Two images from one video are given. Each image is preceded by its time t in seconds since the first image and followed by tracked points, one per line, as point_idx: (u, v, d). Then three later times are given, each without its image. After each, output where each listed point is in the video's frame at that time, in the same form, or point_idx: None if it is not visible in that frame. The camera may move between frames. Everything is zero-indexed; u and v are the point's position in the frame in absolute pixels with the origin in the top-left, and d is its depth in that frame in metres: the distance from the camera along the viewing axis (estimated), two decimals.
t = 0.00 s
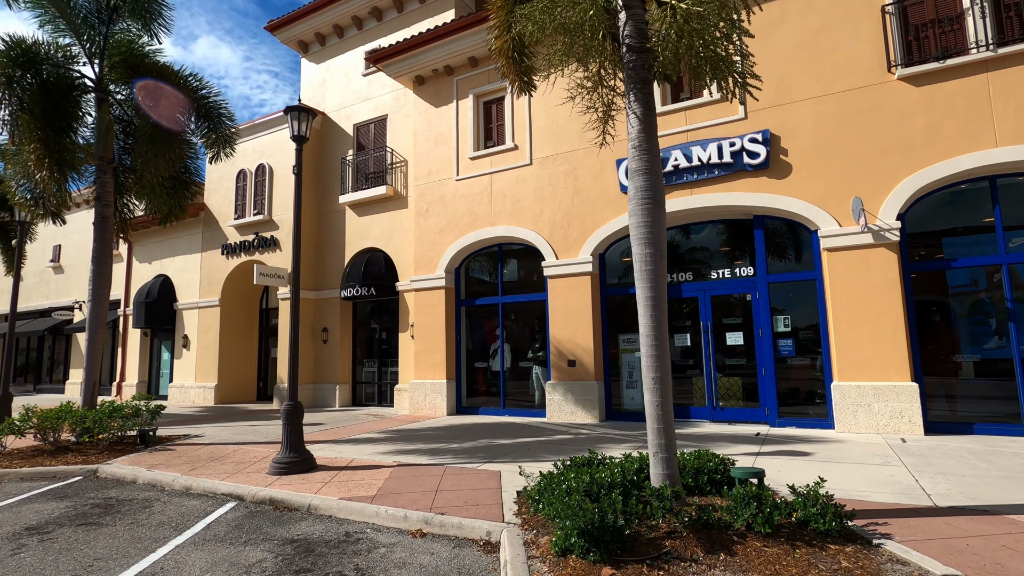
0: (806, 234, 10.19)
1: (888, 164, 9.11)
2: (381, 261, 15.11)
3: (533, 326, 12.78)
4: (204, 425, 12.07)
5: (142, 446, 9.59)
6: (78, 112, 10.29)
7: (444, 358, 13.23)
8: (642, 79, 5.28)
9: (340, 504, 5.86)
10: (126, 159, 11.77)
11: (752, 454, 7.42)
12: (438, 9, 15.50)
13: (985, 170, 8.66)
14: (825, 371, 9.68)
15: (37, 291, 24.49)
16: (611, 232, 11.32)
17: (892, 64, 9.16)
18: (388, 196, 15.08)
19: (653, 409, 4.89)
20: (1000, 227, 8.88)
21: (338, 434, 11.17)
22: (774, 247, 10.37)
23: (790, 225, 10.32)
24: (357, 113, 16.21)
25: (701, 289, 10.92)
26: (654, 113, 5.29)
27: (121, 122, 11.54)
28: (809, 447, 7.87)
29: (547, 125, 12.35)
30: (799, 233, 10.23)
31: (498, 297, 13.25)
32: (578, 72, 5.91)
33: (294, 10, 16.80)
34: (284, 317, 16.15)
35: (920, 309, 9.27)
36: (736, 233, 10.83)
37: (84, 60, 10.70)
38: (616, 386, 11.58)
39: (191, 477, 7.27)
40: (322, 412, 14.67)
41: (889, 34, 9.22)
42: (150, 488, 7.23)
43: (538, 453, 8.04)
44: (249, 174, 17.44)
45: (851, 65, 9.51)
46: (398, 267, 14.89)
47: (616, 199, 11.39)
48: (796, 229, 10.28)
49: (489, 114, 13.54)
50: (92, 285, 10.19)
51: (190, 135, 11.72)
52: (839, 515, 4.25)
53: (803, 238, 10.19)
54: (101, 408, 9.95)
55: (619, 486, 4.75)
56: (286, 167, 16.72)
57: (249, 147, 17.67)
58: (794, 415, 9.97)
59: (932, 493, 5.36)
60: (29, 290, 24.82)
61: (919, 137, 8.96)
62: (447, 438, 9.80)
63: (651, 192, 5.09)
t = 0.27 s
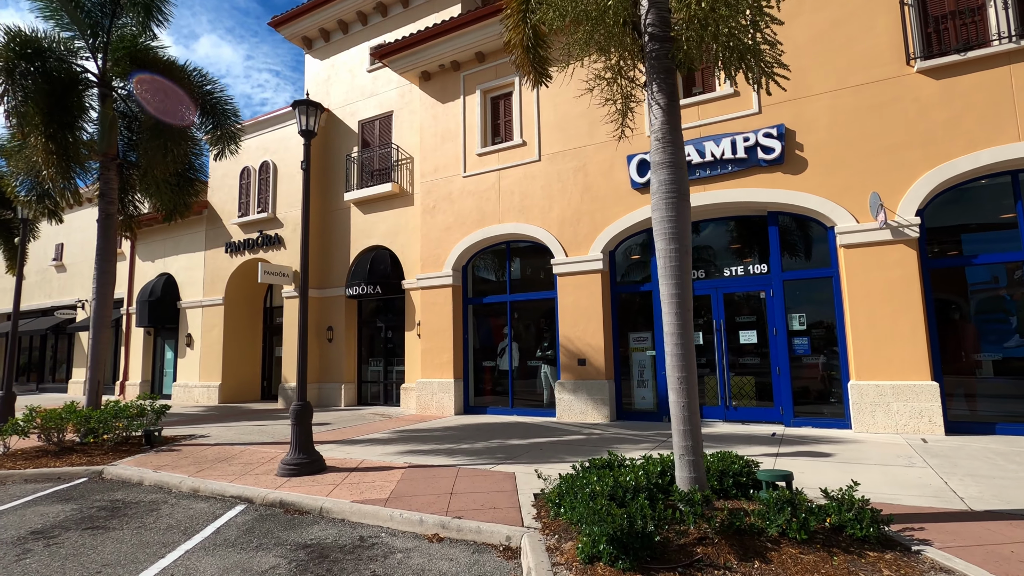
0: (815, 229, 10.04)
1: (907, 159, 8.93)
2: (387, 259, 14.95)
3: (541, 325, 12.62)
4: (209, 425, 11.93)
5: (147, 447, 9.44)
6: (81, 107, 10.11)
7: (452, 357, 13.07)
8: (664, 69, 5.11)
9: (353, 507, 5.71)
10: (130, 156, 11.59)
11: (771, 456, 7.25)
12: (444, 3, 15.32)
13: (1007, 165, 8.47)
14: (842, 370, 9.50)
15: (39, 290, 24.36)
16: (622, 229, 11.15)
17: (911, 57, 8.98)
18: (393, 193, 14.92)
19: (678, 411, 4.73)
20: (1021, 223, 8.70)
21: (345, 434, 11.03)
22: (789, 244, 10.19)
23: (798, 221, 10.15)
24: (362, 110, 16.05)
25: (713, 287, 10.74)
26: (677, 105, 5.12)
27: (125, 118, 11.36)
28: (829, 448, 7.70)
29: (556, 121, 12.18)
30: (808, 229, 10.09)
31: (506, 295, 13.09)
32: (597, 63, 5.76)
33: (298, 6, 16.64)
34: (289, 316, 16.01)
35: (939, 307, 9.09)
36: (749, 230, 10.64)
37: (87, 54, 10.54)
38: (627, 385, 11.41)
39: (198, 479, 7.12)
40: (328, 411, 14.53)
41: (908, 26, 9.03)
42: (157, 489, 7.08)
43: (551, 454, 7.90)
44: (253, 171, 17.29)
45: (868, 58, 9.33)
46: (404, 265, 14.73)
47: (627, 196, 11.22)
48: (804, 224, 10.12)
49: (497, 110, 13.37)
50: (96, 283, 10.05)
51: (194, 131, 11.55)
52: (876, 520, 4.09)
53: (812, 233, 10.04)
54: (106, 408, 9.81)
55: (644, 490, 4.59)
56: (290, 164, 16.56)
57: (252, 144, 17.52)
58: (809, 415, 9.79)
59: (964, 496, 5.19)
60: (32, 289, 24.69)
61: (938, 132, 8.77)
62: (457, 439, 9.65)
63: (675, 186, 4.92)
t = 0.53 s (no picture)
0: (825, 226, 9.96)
1: (925, 155, 8.80)
2: (394, 257, 14.84)
3: (550, 323, 12.50)
4: (217, 424, 11.83)
5: (154, 446, 9.33)
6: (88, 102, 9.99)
7: (460, 356, 12.96)
8: (690, 60, 4.98)
9: (369, 508, 5.60)
10: (137, 152, 11.51)
11: (790, 456, 7.13)
12: None
13: None
14: (858, 369, 9.38)
15: (42, 288, 24.25)
16: (633, 226, 11.04)
17: (929, 52, 8.85)
18: (400, 191, 14.80)
19: (707, 411, 4.61)
20: None
21: (354, 434, 10.92)
22: (803, 241, 10.07)
23: (808, 218, 10.08)
24: (368, 107, 15.93)
25: (726, 285, 10.63)
26: (704, 97, 4.99)
27: (132, 114, 11.26)
28: (849, 448, 7.58)
29: (566, 117, 12.06)
30: (818, 227, 10.01)
31: (515, 293, 12.95)
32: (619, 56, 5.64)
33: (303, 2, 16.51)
34: (295, 315, 15.90)
35: (957, 305, 8.96)
36: (763, 227, 10.52)
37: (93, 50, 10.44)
38: (638, 384, 11.29)
39: (209, 479, 7.00)
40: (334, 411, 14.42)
41: (927, 20, 8.90)
42: (167, 490, 6.97)
43: (566, 455, 7.79)
44: (258, 169, 17.18)
45: (885, 52, 9.20)
46: (411, 263, 14.61)
47: (638, 193, 11.10)
48: (813, 219, 10.06)
49: (505, 106, 13.25)
50: (103, 281, 9.94)
51: (201, 128, 11.43)
52: (914, 523, 3.96)
53: (821, 226, 9.98)
54: (113, 407, 9.70)
55: (673, 492, 4.47)
56: (296, 162, 16.45)
57: (257, 141, 17.40)
58: (825, 414, 9.66)
59: (996, 498, 5.07)
60: (35, 287, 24.59)
61: (958, 127, 8.64)
62: (468, 438, 9.54)
63: (702, 180, 4.80)
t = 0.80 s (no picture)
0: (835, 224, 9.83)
1: (944, 152, 8.66)
2: (399, 256, 14.70)
3: (559, 323, 12.36)
4: (222, 425, 11.70)
5: (161, 448, 9.20)
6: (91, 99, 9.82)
7: (468, 355, 12.82)
8: (717, 53, 4.85)
9: (385, 513, 5.46)
10: (141, 150, 11.37)
11: (810, 458, 7.00)
12: None
13: None
14: (874, 369, 9.25)
15: (43, 287, 24.11)
16: (644, 224, 10.90)
17: (948, 46, 8.70)
18: (406, 189, 14.65)
19: (736, 413, 4.47)
20: None
21: (361, 435, 10.80)
22: (817, 239, 9.93)
23: (818, 218, 9.93)
24: (373, 105, 15.79)
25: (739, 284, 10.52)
26: (731, 91, 4.85)
27: (135, 111, 11.11)
28: (869, 449, 7.44)
29: (575, 114, 11.91)
30: (828, 225, 9.88)
31: (523, 292, 12.81)
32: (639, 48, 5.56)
33: None
34: (299, 314, 15.77)
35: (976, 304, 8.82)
36: (776, 225, 10.40)
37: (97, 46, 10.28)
38: (649, 384, 11.16)
39: (218, 482, 6.87)
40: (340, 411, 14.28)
41: (945, 14, 8.76)
42: (176, 493, 6.83)
43: (581, 456, 7.68)
44: (262, 167, 17.03)
45: (902, 47, 9.06)
46: (417, 262, 14.47)
47: (649, 190, 10.95)
48: (822, 216, 9.93)
49: (513, 103, 13.10)
50: (108, 281, 9.80)
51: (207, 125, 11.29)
52: (955, 530, 3.81)
53: (829, 222, 9.87)
54: (118, 408, 9.57)
55: (702, 497, 4.34)
56: (300, 160, 16.31)
57: (261, 139, 17.25)
58: (840, 415, 9.52)
59: None
60: (36, 286, 24.43)
61: (978, 123, 8.49)
62: (479, 439, 9.42)
63: (730, 176, 4.67)
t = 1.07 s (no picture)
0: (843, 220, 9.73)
1: (961, 145, 8.50)
2: (402, 253, 14.51)
3: (565, 320, 12.19)
4: (224, 424, 11.50)
5: (162, 448, 9.00)
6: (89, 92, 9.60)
7: (473, 353, 12.65)
8: (742, 39, 4.69)
9: (397, 515, 5.29)
10: (140, 143, 11.17)
11: (829, 457, 6.84)
12: None
13: None
14: (889, 366, 9.09)
15: (40, 285, 23.85)
16: (653, 220, 10.74)
17: (965, 37, 8.55)
18: (408, 185, 14.45)
19: (764, 412, 4.30)
20: None
21: (366, 434, 10.62)
22: (830, 235, 9.78)
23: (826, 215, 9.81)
24: (375, 99, 15.58)
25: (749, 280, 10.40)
26: (756, 77, 4.68)
27: (134, 104, 10.90)
28: (888, 448, 7.28)
29: (582, 108, 11.73)
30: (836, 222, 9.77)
31: (528, 289, 12.63)
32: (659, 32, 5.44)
33: None
34: (301, 312, 15.57)
35: (993, 300, 8.66)
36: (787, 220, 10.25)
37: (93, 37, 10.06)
38: (658, 382, 10.99)
39: (222, 483, 6.69)
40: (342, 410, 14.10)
41: (962, 5, 8.60)
42: (178, 495, 6.64)
43: (592, 455, 7.52)
44: (262, 163, 16.82)
45: (917, 38, 8.89)
46: (420, 258, 14.27)
47: (658, 185, 10.78)
48: (829, 212, 9.82)
49: (518, 97, 12.90)
50: (106, 278, 9.59)
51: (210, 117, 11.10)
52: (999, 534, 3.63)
53: (836, 217, 9.77)
54: (118, 407, 9.37)
55: (729, 499, 4.18)
56: (301, 156, 16.10)
57: (261, 134, 17.04)
58: (854, 413, 9.35)
59: None
60: (33, 284, 24.17)
61: (995, 115, 8.33)
62: (487, 438, 9.24)
63: (757, 165, 4.49)
